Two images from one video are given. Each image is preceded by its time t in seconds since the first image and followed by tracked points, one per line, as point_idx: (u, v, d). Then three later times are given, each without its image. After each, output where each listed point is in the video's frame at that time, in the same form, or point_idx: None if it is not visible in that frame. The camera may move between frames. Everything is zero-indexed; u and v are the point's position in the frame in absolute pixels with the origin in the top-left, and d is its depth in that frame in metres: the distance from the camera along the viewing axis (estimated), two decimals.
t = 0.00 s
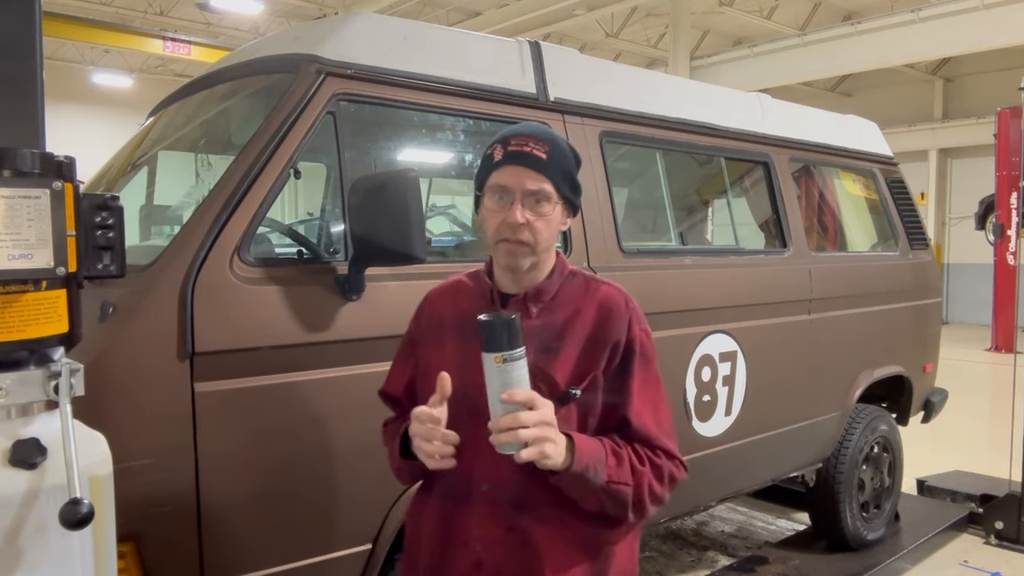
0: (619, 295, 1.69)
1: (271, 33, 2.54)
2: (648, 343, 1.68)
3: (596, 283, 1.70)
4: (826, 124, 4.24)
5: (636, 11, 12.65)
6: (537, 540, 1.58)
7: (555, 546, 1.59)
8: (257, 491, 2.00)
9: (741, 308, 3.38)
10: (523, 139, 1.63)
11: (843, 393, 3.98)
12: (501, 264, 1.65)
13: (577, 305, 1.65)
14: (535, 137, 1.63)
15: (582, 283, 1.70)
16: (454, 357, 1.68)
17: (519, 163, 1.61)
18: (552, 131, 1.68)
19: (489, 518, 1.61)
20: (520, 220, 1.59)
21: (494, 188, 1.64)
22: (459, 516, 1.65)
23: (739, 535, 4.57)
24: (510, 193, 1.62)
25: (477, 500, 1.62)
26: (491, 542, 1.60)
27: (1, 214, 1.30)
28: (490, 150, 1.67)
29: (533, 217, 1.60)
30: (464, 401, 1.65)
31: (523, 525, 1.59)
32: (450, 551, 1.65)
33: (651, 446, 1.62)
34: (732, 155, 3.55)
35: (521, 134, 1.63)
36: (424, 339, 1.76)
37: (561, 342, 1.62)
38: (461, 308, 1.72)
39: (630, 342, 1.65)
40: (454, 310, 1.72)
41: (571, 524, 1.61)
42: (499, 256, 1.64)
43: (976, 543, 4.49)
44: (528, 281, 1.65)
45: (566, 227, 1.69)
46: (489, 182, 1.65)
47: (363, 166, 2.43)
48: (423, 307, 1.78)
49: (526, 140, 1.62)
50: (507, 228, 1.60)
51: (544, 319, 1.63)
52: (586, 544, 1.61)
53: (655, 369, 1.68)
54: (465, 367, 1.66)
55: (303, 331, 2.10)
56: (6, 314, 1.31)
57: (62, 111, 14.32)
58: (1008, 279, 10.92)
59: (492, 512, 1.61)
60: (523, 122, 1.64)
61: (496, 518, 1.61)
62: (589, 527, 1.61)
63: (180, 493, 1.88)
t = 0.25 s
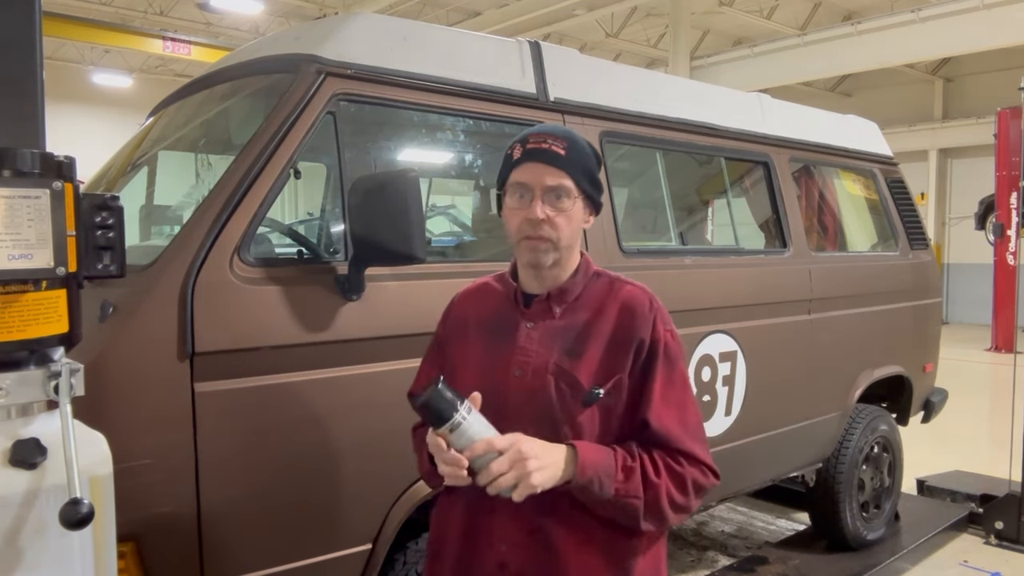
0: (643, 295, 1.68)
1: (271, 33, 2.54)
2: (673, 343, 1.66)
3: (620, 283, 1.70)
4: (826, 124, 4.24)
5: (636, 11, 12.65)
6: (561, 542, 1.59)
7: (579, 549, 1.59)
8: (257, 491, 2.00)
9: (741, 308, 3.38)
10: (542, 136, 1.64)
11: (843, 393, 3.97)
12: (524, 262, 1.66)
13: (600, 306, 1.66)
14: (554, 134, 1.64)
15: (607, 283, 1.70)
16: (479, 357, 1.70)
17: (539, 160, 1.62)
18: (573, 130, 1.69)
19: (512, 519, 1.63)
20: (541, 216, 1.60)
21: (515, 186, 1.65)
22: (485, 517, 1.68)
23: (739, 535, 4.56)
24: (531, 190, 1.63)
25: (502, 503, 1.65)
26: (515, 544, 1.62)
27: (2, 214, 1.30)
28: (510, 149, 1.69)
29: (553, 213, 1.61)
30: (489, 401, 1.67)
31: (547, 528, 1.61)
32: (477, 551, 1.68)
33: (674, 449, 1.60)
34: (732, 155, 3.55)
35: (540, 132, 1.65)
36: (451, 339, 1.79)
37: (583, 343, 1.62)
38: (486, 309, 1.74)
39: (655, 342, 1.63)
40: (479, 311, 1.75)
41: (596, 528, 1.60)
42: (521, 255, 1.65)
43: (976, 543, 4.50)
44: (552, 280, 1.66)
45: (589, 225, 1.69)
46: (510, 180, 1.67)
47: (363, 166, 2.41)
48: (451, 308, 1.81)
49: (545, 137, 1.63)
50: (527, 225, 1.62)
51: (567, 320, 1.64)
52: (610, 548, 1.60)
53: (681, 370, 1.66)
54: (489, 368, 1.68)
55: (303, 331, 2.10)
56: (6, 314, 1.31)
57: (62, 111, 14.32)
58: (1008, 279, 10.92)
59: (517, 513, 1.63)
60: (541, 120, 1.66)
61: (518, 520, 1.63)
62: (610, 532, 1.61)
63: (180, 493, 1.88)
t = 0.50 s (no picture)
0: (655, 298, 1.68)
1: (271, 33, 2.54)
2: (686, 346, 1.66)
3: (632, 286, 1.71)
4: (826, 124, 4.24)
5: (636, 11, 12.65)
6: (579, 547, 1.60)
7: (596, 553, 1.60)
8: (257, 490, 2.00)
9: (741, 308, 3.38)
10: (562, 136, 1.64)
11: (843, 393, 3.97)
12: (538, 264, 1.65)
13: (613, 309, 1.66)
14: (575, 135, 1.64)
15: (619, 285, 1.71)
16: (490, 360, 1.70)
17: (560, 160, 1.62)
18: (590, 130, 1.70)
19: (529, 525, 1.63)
20: (561, 218, 1.61)
21: (533, 185, 1.65)
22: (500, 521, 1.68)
23: (739, 535, 4.57)
24: (550, 191, 1.63)
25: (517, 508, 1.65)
26: (532, 548, 1.62)
27: (2, 214, 1.30)
28: (527, 148, 1.67)
29: (572, 215, 1.61)
30: (501, 405, 1.66)
31: (563, 532, 1.61)
32: (492, 555, 1.68)
33: (688, 454, 1.61)
34: (732, 155, 3.55)
35: (560, 131, 1.65)
36: (459, 341, 1.78)
37: (597, 347, 1.62)
38: (497, 311, 1.73)
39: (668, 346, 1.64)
40: (488, 313, 1.74)
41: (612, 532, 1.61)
42: (537, 256, 1.65)
43: (976, 543, 4.50)
44: (564, 282, 1.66)
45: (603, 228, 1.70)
46: (528, 179, 1.66)
47: (363, 166, 2.41)
48: (458, 310, 1.81)
49: (565, 137, 1.63)
50: (546, 226, 1.62)
51: (581, 323, 1.64)
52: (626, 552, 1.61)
53: (693, 374, 1.67)
54: (501, 371, 1.67)
55: (303, 331, 2.10)
56: (6, 314, 1.31)
57: (62, 111, 14.32)
58: (1009, 279, 10.91)
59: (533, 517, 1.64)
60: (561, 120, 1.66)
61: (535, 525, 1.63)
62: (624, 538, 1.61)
63: (180, 493, 1.88)
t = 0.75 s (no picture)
0: (658, 297, 1.70)
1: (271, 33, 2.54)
2: (689, 345, 1.69)
3: (635, 284, 1.72)
4: (826, 124, 4.24)
5: (636, 11, 12.65)
6: (589, 547, 1.61)
7: (606, 553, 1.61)
8: (258, 490, 2.00)
9: (741, 308, 3.38)
10: (581, 135, 1.64)
11: (843, 393, 3.97)
12: (548, 262, 1.64)
13: (618, 308, 1.67)
14: (592, 134, 1.64)
15: (621, 284, 1.71)
16: (493, 360, 1.68)
17: (578, 159, 1.62)
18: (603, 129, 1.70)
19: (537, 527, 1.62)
20: (577, 217, 1.60)
21: (548, 182, 1.64)
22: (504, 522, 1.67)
23: (739, 535, 4.57)
24: (566, 190, 1.63)
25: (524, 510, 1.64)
26: (540, 550, 1.62)
27: (2, 214, 1.30)
28: (543, 144, 1.66)
29: (588, 215, 1.62)
30: (506, 405, 1.65)
31: (574, 533, 1.61)
32: (497, 556, 1.67)
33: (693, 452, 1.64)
34: (732, 155, 3.55)
35: (578, 129, 1.64)
36: (457, 339, 1.76)
37: (605, 347, 1.63)
38: (499, 309, 1.72)
39: (672, 345, 1.66)
40: (490, 311, 1.72)
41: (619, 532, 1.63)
42: (547, 254, 1.64)
43: (976, 543, 4.50)
44: (572, 281, 1.66)
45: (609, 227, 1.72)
46: (542, 175, 1.65)
47: (363, 166, 2.41)
48: (455, 307, 1.78)
49: (584, 136, 1.63)
50: (561, 225, 1.61)
51: (588, 323, 1.65)
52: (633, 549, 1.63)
53: (695, 372, 1.70)
54: (506, 370, 1.66)
55: (303, 331, 2.10)
56: (6, 314, 1.31)
57: (62, 111, 14.32)
58: (1009, 279, 10.91)
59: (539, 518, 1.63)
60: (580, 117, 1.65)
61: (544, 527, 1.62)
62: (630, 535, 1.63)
63: (180, 493, 1.88)
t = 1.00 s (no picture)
0: (660, 297, 1.70)
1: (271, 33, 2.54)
2: (691, 345, 1.69)
3: (636, 285, 1.72)
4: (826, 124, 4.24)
5: (636, 11, 12.65)
6: (596, 548, 1.61)
7: (613, 554, 1.62)
8: (258, 490, 2.00)
9: (741, 308, 3.38)
10: (580, 141, 1.61)
11: (843, 393, 3.97)
12: (549, 268, 1.64)
13: (621, 309, 1.67)
14: (592, 139, 1.62)
15: (623, 284, 1.71)
16: (496, 362, 1.68)
17: (577, 166, 1.60)
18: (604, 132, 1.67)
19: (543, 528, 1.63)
20: (577, 226, 1.59)
21: (547, 190, 1.63)
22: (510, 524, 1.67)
23: (739, 535, 4.56)
24: (566, 197, 1.61)
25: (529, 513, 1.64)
26: (547, 551, 1.62)
27: (1, 214, 1.30)
28: (542, 150, 1.64)
29: (588, 223, 1.60)
30: (509, 407, 1.65)
31: (580, 535, 1.62)
32: (503, 557, 1.67)
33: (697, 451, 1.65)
34: (732, 155, 3.55)
35: (577, 135, 1.62)
36: (458, 340, 1.75)
37: (608, 349, 1.63)
38: (500, 311, 1.71)
39: (675, 344, 1.66)
40: (491, 312, 1.72)
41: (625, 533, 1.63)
42: (549, 261, 1.63)
43: (976, 543, 4.50)
44: (574, 285, 1.65)
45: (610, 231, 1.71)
46: (542, 183, 1.64)
47: (363, 166, 2.41)
48: (455, 308, 1.78)
49: (584, 142, 1.61)
50: (562, 233, 1.60)
51: (590, 325, 1.65)
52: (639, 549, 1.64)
53: (698, 372, 1.70)
54: (508, 372, 1.66)
55: (303, 331, 2.10)
56: (6, 314, 1.31)
57: (62, 111, 14.32)
58: (1009, 279, 10.90)
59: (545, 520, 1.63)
60: (579, 122, 1.63)
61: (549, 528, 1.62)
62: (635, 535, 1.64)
63: (180, 493, 1.88)
